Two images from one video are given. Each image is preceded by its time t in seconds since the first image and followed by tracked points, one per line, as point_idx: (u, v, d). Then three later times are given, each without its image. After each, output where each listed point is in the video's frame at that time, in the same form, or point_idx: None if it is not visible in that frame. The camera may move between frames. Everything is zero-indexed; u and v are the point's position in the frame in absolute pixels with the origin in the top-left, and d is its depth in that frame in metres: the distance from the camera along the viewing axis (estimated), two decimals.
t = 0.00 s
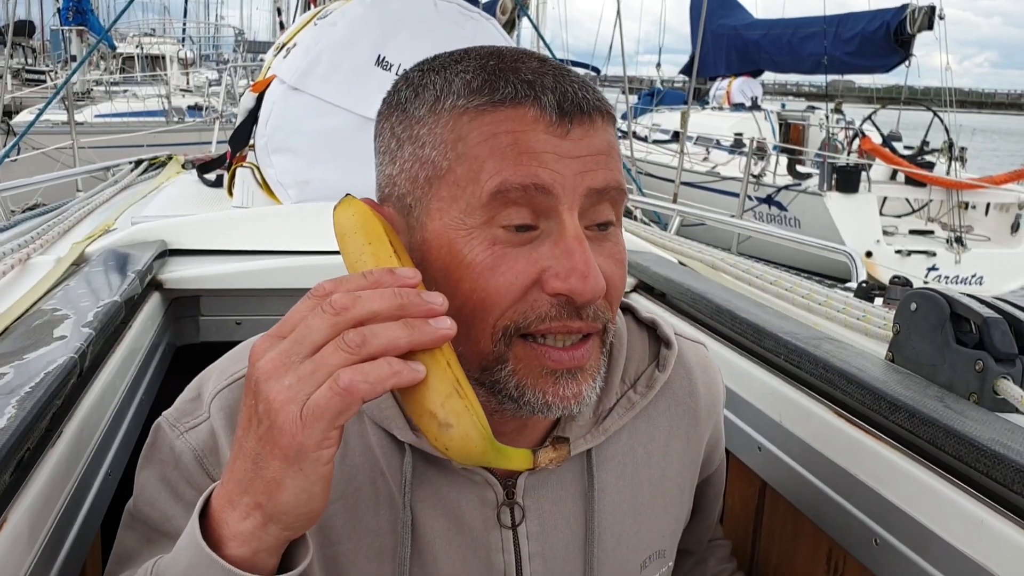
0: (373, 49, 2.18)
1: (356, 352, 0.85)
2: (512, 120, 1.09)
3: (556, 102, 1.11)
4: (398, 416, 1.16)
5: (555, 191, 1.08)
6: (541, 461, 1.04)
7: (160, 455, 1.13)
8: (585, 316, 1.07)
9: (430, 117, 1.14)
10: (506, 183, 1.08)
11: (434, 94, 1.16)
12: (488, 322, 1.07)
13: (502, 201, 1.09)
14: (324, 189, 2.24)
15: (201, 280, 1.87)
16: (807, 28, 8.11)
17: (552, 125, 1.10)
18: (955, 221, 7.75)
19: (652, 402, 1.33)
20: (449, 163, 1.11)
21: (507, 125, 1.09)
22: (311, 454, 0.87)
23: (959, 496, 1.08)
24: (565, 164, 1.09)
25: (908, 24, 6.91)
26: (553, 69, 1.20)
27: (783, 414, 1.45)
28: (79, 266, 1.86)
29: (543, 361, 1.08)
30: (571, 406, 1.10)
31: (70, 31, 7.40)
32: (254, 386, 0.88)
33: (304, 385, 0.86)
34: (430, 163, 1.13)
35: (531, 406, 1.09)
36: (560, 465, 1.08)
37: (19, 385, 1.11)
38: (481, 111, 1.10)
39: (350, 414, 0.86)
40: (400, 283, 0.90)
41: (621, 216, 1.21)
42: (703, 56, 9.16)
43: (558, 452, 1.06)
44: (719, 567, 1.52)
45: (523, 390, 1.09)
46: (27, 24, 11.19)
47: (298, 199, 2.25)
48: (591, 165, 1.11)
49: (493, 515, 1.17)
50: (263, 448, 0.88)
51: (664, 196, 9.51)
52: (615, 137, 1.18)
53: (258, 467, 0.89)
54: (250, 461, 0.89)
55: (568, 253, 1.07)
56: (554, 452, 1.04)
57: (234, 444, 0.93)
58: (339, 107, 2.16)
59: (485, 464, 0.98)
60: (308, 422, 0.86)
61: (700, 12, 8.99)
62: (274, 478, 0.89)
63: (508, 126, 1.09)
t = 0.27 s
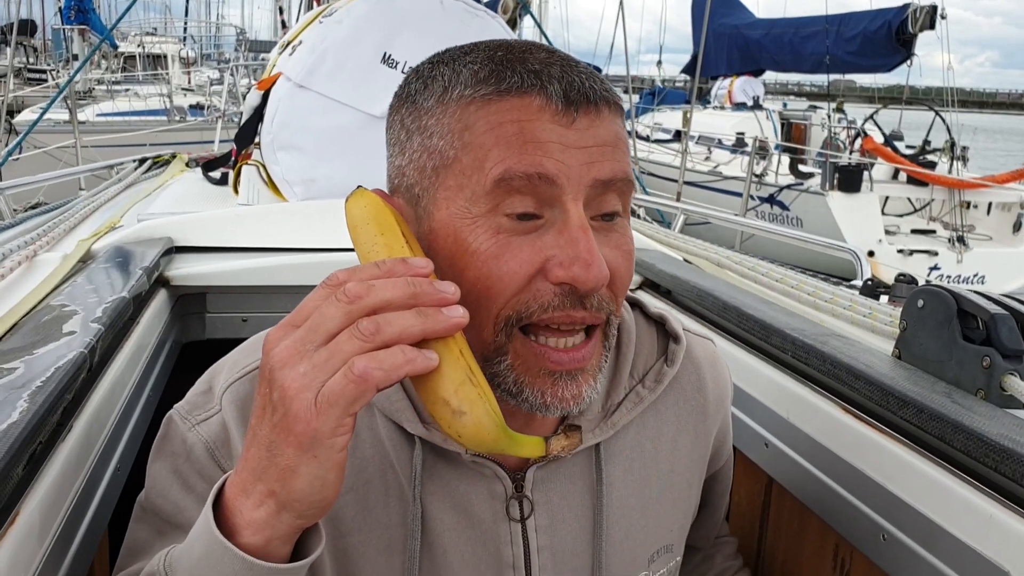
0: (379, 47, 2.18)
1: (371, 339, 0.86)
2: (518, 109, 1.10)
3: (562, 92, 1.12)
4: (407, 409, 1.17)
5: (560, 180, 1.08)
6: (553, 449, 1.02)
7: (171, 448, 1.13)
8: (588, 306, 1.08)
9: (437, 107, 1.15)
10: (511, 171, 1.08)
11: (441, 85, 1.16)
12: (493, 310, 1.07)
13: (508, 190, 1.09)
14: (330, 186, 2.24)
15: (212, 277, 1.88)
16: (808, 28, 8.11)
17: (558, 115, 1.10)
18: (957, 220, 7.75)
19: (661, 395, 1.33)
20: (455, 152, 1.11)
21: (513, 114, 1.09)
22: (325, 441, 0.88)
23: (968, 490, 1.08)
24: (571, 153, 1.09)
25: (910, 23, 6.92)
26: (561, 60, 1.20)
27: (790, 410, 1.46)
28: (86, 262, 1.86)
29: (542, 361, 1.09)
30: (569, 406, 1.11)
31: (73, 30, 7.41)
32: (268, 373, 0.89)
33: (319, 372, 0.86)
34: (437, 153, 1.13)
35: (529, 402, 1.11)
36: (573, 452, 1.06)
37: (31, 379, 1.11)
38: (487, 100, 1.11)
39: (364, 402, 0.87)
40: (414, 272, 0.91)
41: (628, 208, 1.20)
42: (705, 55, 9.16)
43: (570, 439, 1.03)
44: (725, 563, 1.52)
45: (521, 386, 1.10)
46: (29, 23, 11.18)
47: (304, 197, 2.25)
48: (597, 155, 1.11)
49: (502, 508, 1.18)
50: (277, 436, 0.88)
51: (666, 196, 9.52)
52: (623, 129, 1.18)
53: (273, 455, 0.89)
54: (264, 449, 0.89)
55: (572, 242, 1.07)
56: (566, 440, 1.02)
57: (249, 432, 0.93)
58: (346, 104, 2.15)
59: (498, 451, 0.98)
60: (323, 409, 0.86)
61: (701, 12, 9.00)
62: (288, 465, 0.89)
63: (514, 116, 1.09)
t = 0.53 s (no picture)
0: (380, 44, 2.18)
1: (366, 330, 0.86)
2: (503, 97, 1.11)
3: (549, 80, 1.12)
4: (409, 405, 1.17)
5: (543, 166, 1.09)
6: (549, 441, 1.05)
7: (172, 443, 1.14)
8: (572, 298, 1.06)
9: (428, 99, 1.16)
10: (493, 158, 1.09)
11: (433, 77, 1.18)
12: (479, 301, 1.07)
13: (491, 177, 1.10)
14: (330, 184, 2.26)
15: (216, 274, 1.89)
16: (809, 27, 8.10)
17: (543, 102, 1.10)
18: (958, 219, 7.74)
19: (663, 391, 1.33)
20: (442, 141, 1.12)
21: (498, 102, 1.10)
22: (321, 432, 0.88)
23: (972, 485, 1.08)
24: (555, 140, 1.09)
25: (910, 22, 6.92)
26: (554, 51, 1.21)
27: (791, 405, 1.46)
28: (87, 259, 1.86)
29: (533, 344, 1.07)
30: (557, 392, 1.09)
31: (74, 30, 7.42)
32: (265, 365, 0.89)
33: (315, 363, 0.87)
34: (426, 143, 1.15)
35: (520, 389, 1.09)
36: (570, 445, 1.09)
37: (32, 374, 1.11)
38: (474, 89, 1.12)
39: (360, 392, 0.87)
40: (410, 263, 0.91)
41: (621, 199, 1.19)
42: (705, 55, 9.16)
43: (567, 432, 1.06)
44: (726, 558, 1.53)
45: (514, 372, 1.08)
46: (30, 24, 11.19)
47: (306, 194, 2.27)
48: (583, 142, 1.11)
49: (504, 503, 1.18)
50: (274, 428, 0.89)
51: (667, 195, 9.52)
52: (616, 119, 1.18)
53: (268, 447, 0.90)
54: (260, 440, 0.90)
55: (554, 231, 1.07)
56: (564, 432, 1.05)
57: (246, 423, 0.93)
58: (346, 101, 2.16)
59: (494, 442, 0.97)
60: (318, 400, 0.86)
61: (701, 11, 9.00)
62: (285, 457, 0.89)
63: (499, 103, 1.10)
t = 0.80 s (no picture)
0: (380, 43, 2.18)
1: (356, 327, 0.86)
2: (490, 98, 1.10)
3: (537, 81, 1.11)
4: (411, 406, 1.17)
5: (527, 167, 1.08)
6: (541, 441, 1.05)
7: (173, 444, 1.14)
8: (556, 304, 1.06)
9: (422, 101, 1.17)
10: (477, 158, 1.09)
11: (428, 80, 1.19)
12: (464, 304, 1.07)
13: (475, 178, 1.09)
14: (331, 184, 2.25)
15: (216, 272, 1.89)
16: (809, 26, 8.09)
17: (530, 102, 1.09)
18: (959, 218, 7.74)
19: (667, 392, 1.33)
20: (431, 143, 1.13)
21: (485, 103, 1.10)
22: (311, 430, 0.88)
23: (975, 485, 1.08)
24: (541, 141, 1.09)
25: (911, 22, 6.91)
26: (550, 52, 1.20)
27: (794, 404, 1.46)
28: (88, 259, 1.86)
29: (511, 365, 1.07)
30: (539, 413, 1.09)
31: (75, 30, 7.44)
32: (256, 363, 0.89)
33: (305, 361, 0.87)
34: (418, 145, 1.15)
35: (500, 406, 1.10)
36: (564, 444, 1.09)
37: (32, 373, 1.11)
38: (462, 90, 1.12)
39: (350, 390, 0.87)
40: (402, 261, 0.92)
41: (616, 201, 1.17)
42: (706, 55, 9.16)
43: (558, 432, 1.06)
44: (729, 557, 1.53)
45: (494, 387, 1.10)
46: (30, 24, 11.18)
47: (307, 193, 2.26)
48: (570, 144, 1.10)
49: (506, 505, 1.18)
50: (264, 426, 0.89)
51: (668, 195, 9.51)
52: (611, 120, 1.16)
53: (259, 446, 0.90)
54: (252, 439, 0.90)
55: (536, 234, 1.07)
56: (554, 433, 1.05)
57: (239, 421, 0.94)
58: (347, 101, 2.16)
59: (483, 441, 0.98)
60: (308, 398, 0.86)
61: (701, 11, 8.99)
62: (276, 455, 0.89)
63: (485, 105, 1.10)
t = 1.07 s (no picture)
0: (381, 43, 2.17)
1: (353, 327, 0.85)
2: (493, 102, 1.10)
3: (541, 85, 1.10)
4: (414, 410, 1.16)
5: (529, 172, 1.08)
6: (541, 440, 0.99)
7: (174, 447, 1.13)
8: (557, 312, 1.05)
9: (426, 104, 1.16)
10: (479, 162, 1.08)
11: (432, 82, 1.18)
12: (464, 310, 1.07)
13: (476, 182, 1.09)
14: (331, 184, 2.24)
15: (216, 272, 1.88)
16: (809, 26, 8.10)
17: (533, 106, 1.09)
18: (960, 219, 7.74)
19: (672, 396, 1.32)
20: (434, 146, 1.12)
21: (488, 107, 1.10)
22: (308, 430, 0.88)
23: (977, 487, 1.07)
24: (543, 145, 1.08)
25: (912, 21, 6.91)
26: (556, 56, 1.19)
27: (796, 406, 1.45)
28: (87, 259, 1.85)
29: (518, 354, 1.05)
30: (547, 402, 1.07)
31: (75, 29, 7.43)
32: (253, 364, 0.89)
33: (301, 361, 0.87)
34: (421, 148, 1.15)
35: (507, 400, 1.08)
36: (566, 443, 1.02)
37: (31, 374, 1.10)
38: (466, 93, 1.12)
39: (347, 390, 0.87)
40: (400, 260, 0.91)
41: (621, 207, 1.16)
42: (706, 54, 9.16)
43: (559, 429, 0.99)
44: (731, 559, 1.52)
45: (500, 383, 1.08)
46: (29, 24, 11.17)
47: (307, 193, 2.24)
48: (574, 149, 1.09)
49: (509, 510, 1.17)
50: (262, 426, 0.89)
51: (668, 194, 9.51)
52: (616, 125, 1.15)
53: (257, 447, 0.89)
54: (249, 440, 0.89)
55: (538, 240, 1.06)
56: (555, 430, 0.98)
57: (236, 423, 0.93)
58: (347, 100, 2.15)
59: (482, 439, 0.97)
60: (305, 398, 0.86)
61: (701, 10, 9.00)
62: (273, 456, 0.89)
63: (489, 108, 1.10)
